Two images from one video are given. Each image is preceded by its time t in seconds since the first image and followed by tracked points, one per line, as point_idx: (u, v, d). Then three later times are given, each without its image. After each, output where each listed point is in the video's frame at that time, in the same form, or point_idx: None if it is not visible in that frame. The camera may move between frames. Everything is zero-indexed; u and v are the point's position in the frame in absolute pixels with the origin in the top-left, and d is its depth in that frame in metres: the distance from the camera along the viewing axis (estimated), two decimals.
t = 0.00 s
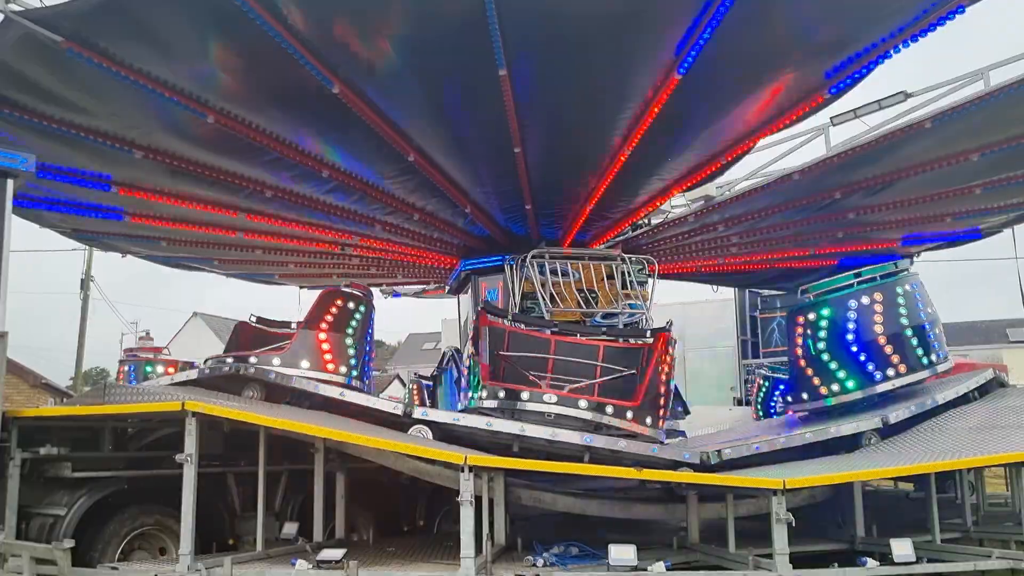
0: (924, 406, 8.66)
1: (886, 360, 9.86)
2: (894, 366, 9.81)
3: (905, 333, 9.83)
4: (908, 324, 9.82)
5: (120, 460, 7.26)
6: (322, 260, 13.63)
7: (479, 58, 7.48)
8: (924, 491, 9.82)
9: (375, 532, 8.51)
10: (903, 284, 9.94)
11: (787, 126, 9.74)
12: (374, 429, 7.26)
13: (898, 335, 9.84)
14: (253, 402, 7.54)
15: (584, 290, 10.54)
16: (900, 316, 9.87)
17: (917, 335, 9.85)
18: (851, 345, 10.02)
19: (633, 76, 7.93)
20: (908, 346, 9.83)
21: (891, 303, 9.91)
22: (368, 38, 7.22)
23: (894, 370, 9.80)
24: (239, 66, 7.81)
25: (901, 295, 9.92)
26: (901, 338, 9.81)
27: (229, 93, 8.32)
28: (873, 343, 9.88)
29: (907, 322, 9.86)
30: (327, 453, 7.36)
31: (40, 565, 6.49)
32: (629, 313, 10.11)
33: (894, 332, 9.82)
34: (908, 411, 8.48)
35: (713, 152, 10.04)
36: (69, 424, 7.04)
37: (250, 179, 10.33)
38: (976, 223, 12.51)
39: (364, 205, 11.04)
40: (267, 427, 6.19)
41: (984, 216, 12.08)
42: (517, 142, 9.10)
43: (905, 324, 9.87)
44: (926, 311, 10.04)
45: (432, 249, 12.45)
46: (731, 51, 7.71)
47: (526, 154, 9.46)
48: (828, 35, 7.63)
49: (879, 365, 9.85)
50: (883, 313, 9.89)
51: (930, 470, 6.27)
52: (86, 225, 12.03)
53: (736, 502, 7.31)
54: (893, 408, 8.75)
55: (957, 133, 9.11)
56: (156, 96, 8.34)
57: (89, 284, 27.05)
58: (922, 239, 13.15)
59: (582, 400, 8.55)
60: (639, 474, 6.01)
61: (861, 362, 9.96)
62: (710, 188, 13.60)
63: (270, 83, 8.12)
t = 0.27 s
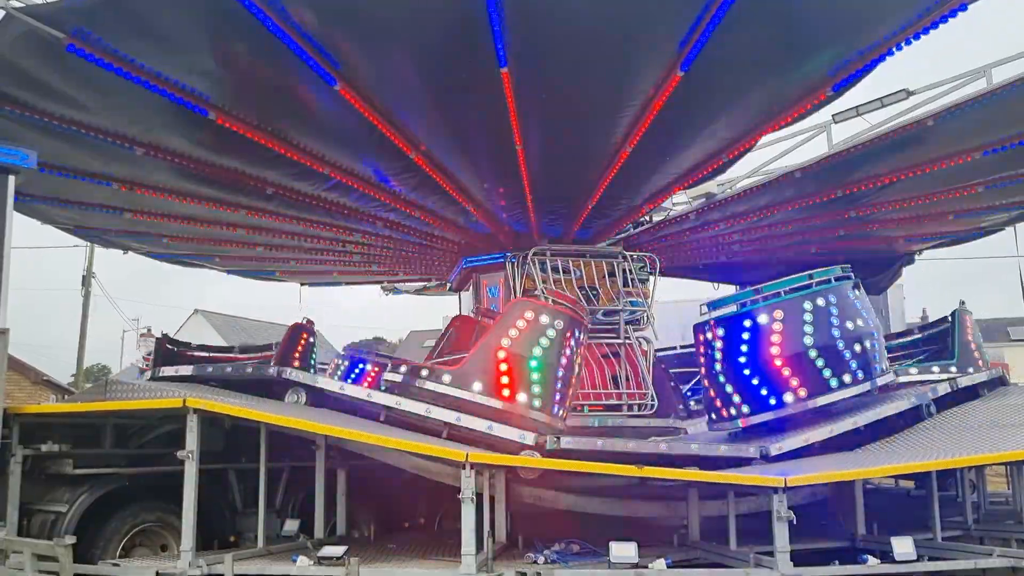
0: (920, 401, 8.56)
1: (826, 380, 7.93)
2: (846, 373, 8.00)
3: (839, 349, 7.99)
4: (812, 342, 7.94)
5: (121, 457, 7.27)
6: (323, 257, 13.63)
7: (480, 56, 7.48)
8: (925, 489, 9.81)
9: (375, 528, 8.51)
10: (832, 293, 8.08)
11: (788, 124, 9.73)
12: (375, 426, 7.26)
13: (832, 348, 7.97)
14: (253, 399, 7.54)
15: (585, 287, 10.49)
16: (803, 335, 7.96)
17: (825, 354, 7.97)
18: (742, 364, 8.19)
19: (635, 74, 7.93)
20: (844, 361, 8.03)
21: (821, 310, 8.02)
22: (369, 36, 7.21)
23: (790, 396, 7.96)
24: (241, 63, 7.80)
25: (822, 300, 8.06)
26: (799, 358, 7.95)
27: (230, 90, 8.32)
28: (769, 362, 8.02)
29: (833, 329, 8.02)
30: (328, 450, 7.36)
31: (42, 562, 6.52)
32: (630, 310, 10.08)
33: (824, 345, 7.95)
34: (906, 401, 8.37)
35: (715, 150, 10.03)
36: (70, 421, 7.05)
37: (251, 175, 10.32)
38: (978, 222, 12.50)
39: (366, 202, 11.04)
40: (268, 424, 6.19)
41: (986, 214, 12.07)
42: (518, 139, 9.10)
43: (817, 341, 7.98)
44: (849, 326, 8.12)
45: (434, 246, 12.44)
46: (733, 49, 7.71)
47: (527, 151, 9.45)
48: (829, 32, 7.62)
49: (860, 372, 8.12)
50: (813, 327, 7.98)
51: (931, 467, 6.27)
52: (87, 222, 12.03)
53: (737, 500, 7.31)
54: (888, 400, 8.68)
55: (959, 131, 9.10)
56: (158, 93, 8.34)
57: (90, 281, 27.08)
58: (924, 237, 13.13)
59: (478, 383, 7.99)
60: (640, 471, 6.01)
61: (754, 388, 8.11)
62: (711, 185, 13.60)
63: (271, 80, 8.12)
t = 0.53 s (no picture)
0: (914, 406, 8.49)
1: (727, 383, 7.25)
2: (773, 389, 7.34)
3: (754, 354, 7.32)
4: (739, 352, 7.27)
5: (123, 455, 7.28)
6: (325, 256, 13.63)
7: (482, 55, 7.49)
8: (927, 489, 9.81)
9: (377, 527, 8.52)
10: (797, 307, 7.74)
11: (791, 124, 9.73)
12: (377, 425, 7.27)
13: (783, 357, 7.42)
14: (255, 398, 7.55)
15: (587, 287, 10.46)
16: (660, 344, 7.43)
17: (682, 369, 7.33)
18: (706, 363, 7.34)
19: (637, 73, 7.93)
20: (754, 375, 7.30)
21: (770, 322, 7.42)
22: (371, 34, 7.22)
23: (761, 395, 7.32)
24: (243, 61, 7.81)
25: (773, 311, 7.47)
26: (651, 369, 7.42)
27: (234, 89, 8.33)
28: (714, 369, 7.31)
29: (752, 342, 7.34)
30: (330, 449, 7.37)
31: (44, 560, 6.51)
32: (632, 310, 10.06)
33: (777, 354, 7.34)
34: (897, 411, 8.29)
35: (717, 149, 10.03)
36: (72, 419, 7.06)
37: (252, 174, 10.33)
38: (980, 222, 12.50)
39: (368, 201, 11.04)
40: (269, 422, 6.20)
41: (989, 214, 12.06)
42: (520, 138, 9.10)
43: (736, 347, 7.29)
44: (769, 358, 7.34)
45: (435, 246, 12.45)
46: (734, 48, 7.71)
47: (529, 150, 9.45)
48: (832, 32, 7.62)
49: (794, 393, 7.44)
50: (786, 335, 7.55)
51: (933, 467, 6.27)
52: (90, 220, 12.05)
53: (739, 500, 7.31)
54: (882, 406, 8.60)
55: (961, 131, 9.10)
56: (160, 91, 8.35)
57: (92, 280, 27.11)
58: (925, 238, 13.12)
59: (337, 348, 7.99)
60: (641, 470, 6.02)
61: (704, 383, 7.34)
62: (713, 185, 13.60)
63: (273, 79, 8.13)
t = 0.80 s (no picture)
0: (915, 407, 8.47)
1: (564, 375, 8.09)
2: (614, 388, 8.03)
3: (607, 350, 8.07)
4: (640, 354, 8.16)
5: (126, 454, 7.30)
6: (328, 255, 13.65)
7: (484, 54, 7.49)
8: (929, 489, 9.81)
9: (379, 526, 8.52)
10: (696, 321, 8.57)
11: (794, 123, 9.71)
12: (379, 424, 7.27)
13: (667, 362, 8.18)
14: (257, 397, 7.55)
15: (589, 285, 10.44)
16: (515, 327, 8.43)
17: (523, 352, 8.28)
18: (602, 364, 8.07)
19: (639, 72, 7.93)
20: (593, 369, 8.01)
21: (662, 324, 8.28)
22: (373, 33, 7.22)
23: (662, 403, 8.18)
24: (245, 60, 7.81)
25: (650, 313, 8.26)
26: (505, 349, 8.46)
27: (236, 88, 8.34)
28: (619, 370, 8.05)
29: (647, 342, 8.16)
30: (333, 448, 7.38)
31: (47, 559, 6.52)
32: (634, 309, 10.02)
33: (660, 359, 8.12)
34: (898, 412, 8.26)
35: (719, 148, 10.02)
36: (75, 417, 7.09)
37: (255, 173, 10.34)
38: (983, 221, 12.48)
39: (370, 200, 11.05)
40: (271, 421, 6.21)
41: (992, 213, 12.04)
42: (523, 137, 9.10)
43: (580, 338, 8.09)
44: (654, 361, 8.14)
45: (438, 245, 12.45)
46: (737, 47, 7.70)
47: (532, 149, 9.45)
48: (834, 31, 7.62)
49: (682, 406, 8.33)
50: (684, 346, 8.33)
51: (935, 467, 6.27)
52: (93, 220, 12.07)
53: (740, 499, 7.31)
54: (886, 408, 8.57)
55: (963, 131, 9.09)
56: (162, 90, 8.36)
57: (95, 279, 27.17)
58: (928, 237, 13.10)
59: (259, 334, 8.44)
60: (643, 469, 6.02)
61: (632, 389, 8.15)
62: (715, 184, 13.60)
63: (275, 78, 8.13)
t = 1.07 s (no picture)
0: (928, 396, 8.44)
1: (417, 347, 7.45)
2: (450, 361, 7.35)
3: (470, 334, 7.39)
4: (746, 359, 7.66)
5: (127, 452, 7.31)
6: (330, 253, 13.65)
7: (487, 53, 7.50)
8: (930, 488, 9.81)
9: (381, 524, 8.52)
10: (559, 306, 7.60)
11: (795, 121, 9.71)
12: (380, 422, 7.28)
13: (476, 328, 7.38)
14: (258, 395, 7.56)
15: (591, 284, 10.44)
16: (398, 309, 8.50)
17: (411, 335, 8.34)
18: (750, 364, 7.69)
19: (642, 71, 7.92)
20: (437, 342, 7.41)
21: (514, 304, 7.47)
22: (375, 32, 7.22)
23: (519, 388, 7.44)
24: (247, 59, 7.81)
25: (493, 288, 7.48)
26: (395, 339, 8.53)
27: (237, 87, 8.34)
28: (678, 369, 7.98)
29: (449, 310, 7.44)
30: (334, 446, 7.38)
31: (49, 557, 6.53)
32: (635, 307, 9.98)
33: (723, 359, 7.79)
34: (909, 403, 8.23)
35: (720, 147, 10.02)
36: (77, 415, 7.11)
37: (256, 172, 10.34)
38: (986, 219, 12.46)
39: (372, 199, 11.05)
40: (272, 419, 6.22)
41: (994, 212, 12.02)
42: (524, 136, 9.09)
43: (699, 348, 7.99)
44: (458, 330, 7.41)
45: (439, 243, 12.45)
46: (739, 46, 7.70)
47: (533, 148, 9.45)
48: (837, 30, 7.61)
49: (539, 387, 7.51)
50: (532, 328, 7.46)
51: (937, 466, 6.27)
52: (95, 218, 12.08)
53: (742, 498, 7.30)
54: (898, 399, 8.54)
55: (966, 129, 9.07)
56: (164, 89, 8.36)
57: (97, 278, 27.20)
58: (930, 235, 13.09)
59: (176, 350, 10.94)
60: (645, 468, 6.03)
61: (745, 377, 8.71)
62: (716, 183, 13.59)
63: (277, 78, 8.14)
